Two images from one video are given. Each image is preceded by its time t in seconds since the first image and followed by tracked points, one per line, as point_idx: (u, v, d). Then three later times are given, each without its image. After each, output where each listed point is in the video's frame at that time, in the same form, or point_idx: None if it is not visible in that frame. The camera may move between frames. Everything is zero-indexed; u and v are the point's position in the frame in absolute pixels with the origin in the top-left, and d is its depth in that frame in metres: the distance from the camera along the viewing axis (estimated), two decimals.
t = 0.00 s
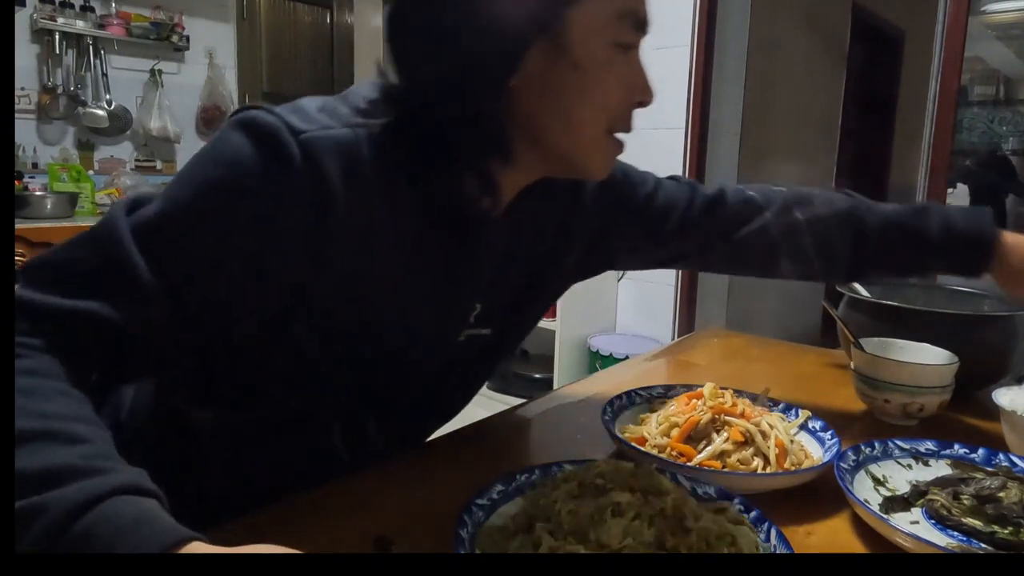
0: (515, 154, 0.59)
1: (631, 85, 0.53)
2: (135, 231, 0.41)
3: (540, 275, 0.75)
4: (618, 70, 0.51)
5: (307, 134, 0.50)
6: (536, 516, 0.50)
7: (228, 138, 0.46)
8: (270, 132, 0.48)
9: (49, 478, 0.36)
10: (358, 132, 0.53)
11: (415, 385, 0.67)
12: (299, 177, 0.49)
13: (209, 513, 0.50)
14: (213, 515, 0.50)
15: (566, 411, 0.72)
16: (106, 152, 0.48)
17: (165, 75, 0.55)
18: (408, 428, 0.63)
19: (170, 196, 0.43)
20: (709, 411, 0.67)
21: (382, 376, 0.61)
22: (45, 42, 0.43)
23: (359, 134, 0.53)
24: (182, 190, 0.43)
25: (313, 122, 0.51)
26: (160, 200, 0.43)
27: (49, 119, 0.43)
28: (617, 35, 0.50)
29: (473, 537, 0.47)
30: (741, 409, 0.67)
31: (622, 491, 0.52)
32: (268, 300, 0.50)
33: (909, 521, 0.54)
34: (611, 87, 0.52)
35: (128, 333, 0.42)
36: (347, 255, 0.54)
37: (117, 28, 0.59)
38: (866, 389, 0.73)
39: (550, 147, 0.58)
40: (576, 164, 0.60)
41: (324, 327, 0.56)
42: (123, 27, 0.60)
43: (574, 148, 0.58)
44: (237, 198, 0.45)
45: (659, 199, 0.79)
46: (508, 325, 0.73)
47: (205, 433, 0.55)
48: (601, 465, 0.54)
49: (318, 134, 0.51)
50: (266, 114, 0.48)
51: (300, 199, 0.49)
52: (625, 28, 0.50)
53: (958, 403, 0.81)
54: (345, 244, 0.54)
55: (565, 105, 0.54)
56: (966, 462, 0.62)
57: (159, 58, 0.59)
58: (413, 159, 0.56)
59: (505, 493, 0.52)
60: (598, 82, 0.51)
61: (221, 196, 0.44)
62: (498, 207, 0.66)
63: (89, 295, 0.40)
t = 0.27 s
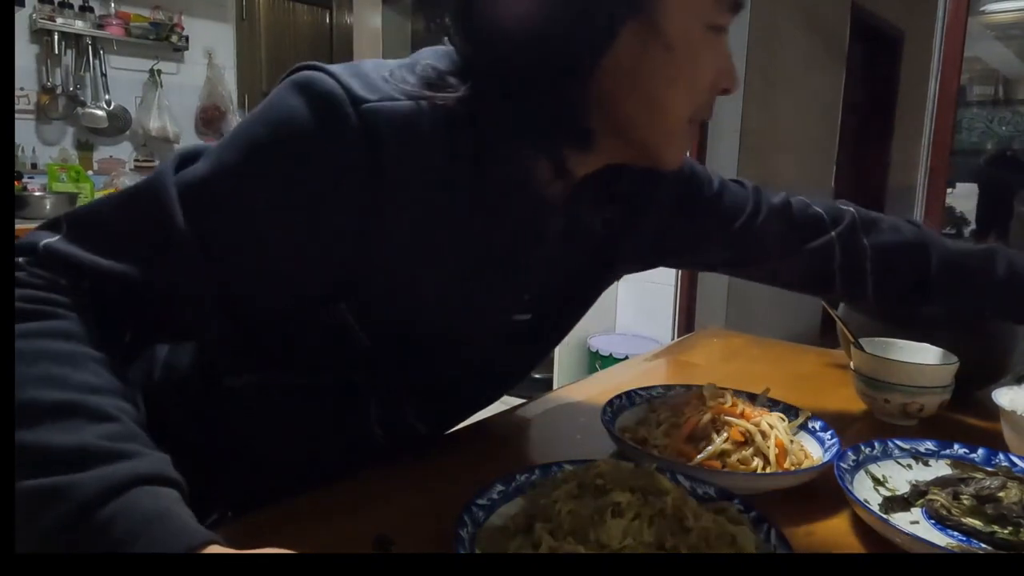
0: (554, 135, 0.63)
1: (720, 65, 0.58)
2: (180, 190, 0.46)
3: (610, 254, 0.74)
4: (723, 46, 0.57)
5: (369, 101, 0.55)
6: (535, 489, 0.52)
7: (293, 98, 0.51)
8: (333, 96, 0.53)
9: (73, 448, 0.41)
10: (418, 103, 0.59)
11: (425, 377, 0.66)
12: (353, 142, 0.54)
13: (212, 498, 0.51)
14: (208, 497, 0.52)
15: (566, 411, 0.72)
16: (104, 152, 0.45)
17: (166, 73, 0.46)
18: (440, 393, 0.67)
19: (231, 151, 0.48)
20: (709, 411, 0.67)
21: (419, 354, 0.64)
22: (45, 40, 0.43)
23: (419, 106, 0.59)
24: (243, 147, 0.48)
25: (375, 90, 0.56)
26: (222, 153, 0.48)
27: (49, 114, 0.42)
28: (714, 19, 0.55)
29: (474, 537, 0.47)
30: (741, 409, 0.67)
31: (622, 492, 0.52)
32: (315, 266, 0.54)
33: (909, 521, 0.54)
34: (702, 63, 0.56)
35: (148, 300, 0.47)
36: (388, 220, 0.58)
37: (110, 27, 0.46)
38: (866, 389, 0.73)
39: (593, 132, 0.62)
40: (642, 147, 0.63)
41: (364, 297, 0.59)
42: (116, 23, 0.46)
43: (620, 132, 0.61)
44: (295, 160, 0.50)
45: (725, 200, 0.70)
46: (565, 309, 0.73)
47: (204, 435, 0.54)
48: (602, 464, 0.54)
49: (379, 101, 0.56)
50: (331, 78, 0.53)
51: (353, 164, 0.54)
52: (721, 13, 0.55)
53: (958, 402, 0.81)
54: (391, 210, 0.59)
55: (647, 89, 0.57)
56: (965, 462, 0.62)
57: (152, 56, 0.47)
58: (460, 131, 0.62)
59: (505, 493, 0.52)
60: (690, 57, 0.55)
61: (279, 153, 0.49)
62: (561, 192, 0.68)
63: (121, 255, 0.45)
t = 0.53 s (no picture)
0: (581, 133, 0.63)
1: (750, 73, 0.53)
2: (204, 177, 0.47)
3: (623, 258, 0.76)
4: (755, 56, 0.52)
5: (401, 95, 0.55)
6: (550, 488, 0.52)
7: (322, 91, 0.51)
8: (362, 90, 0.53)
9: (89, 437, 0.41)
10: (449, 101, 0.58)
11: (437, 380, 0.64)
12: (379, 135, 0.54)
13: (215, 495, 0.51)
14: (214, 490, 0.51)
15: (566, 411, 0.72)
16: (103, 151, 0.45)
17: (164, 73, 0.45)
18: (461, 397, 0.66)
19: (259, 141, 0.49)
20: (709, 411, 0.67)
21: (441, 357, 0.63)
22: (43, 40, 0.43)
23: (450, 104, 0.58)
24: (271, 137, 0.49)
25: (408, 85, 0.56)
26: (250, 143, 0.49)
27: (47, 115, 0.41)
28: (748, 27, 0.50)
29: (474, 537, 0.47)
30: (741, 409, 0.67)
31: (622, 492, 0.52)
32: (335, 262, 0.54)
33: (909, 521, 0.54)
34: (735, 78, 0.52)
35: (161, 291, 0.47)
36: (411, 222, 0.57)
37: (110, 27, 0.46)
38: (867, 389, 0.73)
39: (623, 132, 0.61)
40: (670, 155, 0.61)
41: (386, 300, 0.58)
42: (116, 23, 0.46)
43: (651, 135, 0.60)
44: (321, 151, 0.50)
45: (738, 204, 0.74)
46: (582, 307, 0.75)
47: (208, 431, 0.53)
48: (602, 464, 0.54)
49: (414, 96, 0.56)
50: (362, 73, 0.54)
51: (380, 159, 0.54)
52: (761, 21, 0.51)
53: (958, 403, 0.81)
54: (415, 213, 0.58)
55: (678, 93, 0.54)
56: (966, 462, 0.62)
57: (152, 57, 0.47)
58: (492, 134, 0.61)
59: (505, 493, 0.52)
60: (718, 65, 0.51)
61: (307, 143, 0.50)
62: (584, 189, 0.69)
63: (137, 241, 0.45)
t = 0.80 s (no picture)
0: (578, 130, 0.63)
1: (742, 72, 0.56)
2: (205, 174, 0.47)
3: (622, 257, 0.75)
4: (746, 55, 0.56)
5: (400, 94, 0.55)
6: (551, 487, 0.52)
7: (322, 90, 0.52)
8: (362, 88, 0.53)
9: (87, 434, 0.41)
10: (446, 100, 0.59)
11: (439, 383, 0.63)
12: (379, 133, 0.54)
13: (215, 495, 0.51)
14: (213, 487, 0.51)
15: (566, 411, 0.72)
16: (103, 151, 0.45)
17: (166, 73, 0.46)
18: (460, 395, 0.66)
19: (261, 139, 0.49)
20: (709, 410, 0.67)
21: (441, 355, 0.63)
22: (44, 40, 0.43)
23: (448, 104, 0.59)
24: (272, 136, 0.49)
25: (406, 85, 0.56)
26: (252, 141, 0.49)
27: (47, 114, 0.42)
28: (738, 27, 0.54)
29: (474, 537, 0.47)
30: (741, 409, 0.67)
31: (621, 491, 0.52)
32: (336, 259, 0.54)
33: (909, 521, 0.54)
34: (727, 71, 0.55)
35: (159, 289, 0.46)
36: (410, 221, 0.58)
37: (110, 27, 0.46)
38: (867, 389, 0.73)
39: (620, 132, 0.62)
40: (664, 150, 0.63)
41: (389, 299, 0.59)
42: (116, 22, 0.46)
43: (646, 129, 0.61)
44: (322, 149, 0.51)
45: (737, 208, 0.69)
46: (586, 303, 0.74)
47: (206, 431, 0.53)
48: (600, 465, 0.54)
49: (410, 95, 0.56)
50: (361, 72, 0.54)
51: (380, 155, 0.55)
52: (750, 19, 0.54)
53: (958, 403, 0.81)
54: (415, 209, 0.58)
55: (677, 89, 0.56)
56: (965, 462, 0.62)
57: (152, 57, 0.47)
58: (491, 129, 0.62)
59: (505, 493, 0.52)
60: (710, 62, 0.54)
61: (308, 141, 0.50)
62: (581, 187, 0.69)
63: (136, 237, 0.45)
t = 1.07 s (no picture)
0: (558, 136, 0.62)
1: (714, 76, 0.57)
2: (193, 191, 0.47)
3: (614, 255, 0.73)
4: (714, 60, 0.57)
5: (372, 106, 0.55)
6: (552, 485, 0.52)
7: (294, 103, 0.51)
8: (332, 99, 0.53)
9: (72, 446, 0.42)
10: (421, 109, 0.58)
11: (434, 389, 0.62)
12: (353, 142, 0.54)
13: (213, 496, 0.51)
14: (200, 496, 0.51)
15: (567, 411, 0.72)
16: (104, 151, 0.45)
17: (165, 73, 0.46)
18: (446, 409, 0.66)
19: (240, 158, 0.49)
20: (709, 410, 0.67)
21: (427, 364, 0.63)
22: (43, 39, 0.43)
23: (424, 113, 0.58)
24: (249, 154, 0.49)
25: (378, 95, 0.56)
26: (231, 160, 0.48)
27: (47, 114, 0.42)
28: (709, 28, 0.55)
29: (473, 536, 0.47)
30: (741, 409, 0.67)
31: (621, 491, 0.51)
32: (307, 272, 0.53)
33: (909, 521, 0.54)
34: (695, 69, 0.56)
35: (141, 303, 0.47)
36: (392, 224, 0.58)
37: (110, 26, 0.46)
38: (867, 389, 0.73)
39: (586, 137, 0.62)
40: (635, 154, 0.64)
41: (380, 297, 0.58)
42: (116, 23, 0.46)
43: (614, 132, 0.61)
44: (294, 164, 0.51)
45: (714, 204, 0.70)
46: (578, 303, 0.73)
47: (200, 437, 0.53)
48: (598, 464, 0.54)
49: (383, 107, 0.56)
50: (334, 84, 0.53)
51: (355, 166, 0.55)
52: (718, 24, 0.55)
53: (958, 403, 0.81)
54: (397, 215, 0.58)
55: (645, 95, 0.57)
56: (965, 462, 0.62)
57: (152, 56, 0.47)
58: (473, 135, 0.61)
59: (504, 494, 0.51)
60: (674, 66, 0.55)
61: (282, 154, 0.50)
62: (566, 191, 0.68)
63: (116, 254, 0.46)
